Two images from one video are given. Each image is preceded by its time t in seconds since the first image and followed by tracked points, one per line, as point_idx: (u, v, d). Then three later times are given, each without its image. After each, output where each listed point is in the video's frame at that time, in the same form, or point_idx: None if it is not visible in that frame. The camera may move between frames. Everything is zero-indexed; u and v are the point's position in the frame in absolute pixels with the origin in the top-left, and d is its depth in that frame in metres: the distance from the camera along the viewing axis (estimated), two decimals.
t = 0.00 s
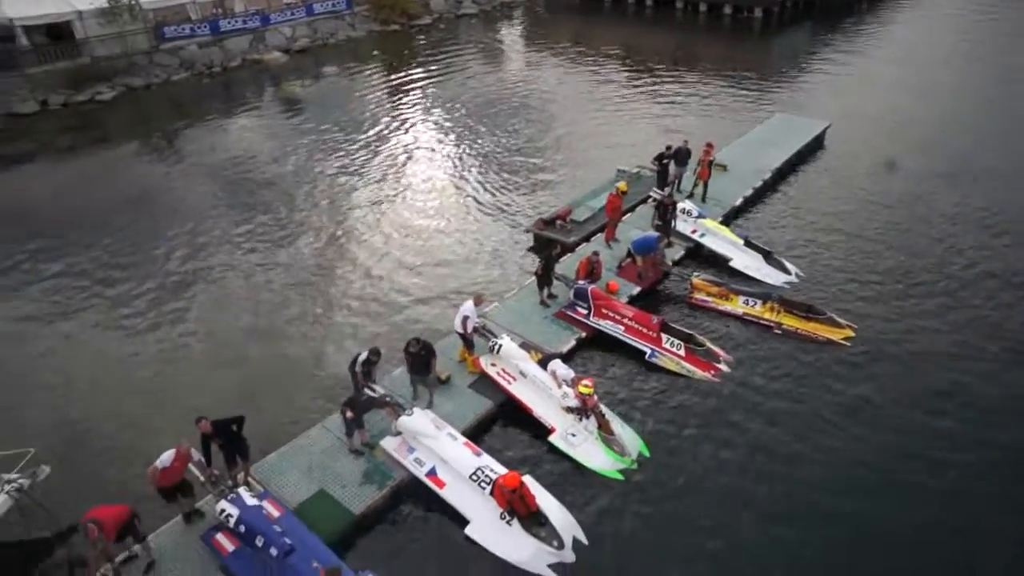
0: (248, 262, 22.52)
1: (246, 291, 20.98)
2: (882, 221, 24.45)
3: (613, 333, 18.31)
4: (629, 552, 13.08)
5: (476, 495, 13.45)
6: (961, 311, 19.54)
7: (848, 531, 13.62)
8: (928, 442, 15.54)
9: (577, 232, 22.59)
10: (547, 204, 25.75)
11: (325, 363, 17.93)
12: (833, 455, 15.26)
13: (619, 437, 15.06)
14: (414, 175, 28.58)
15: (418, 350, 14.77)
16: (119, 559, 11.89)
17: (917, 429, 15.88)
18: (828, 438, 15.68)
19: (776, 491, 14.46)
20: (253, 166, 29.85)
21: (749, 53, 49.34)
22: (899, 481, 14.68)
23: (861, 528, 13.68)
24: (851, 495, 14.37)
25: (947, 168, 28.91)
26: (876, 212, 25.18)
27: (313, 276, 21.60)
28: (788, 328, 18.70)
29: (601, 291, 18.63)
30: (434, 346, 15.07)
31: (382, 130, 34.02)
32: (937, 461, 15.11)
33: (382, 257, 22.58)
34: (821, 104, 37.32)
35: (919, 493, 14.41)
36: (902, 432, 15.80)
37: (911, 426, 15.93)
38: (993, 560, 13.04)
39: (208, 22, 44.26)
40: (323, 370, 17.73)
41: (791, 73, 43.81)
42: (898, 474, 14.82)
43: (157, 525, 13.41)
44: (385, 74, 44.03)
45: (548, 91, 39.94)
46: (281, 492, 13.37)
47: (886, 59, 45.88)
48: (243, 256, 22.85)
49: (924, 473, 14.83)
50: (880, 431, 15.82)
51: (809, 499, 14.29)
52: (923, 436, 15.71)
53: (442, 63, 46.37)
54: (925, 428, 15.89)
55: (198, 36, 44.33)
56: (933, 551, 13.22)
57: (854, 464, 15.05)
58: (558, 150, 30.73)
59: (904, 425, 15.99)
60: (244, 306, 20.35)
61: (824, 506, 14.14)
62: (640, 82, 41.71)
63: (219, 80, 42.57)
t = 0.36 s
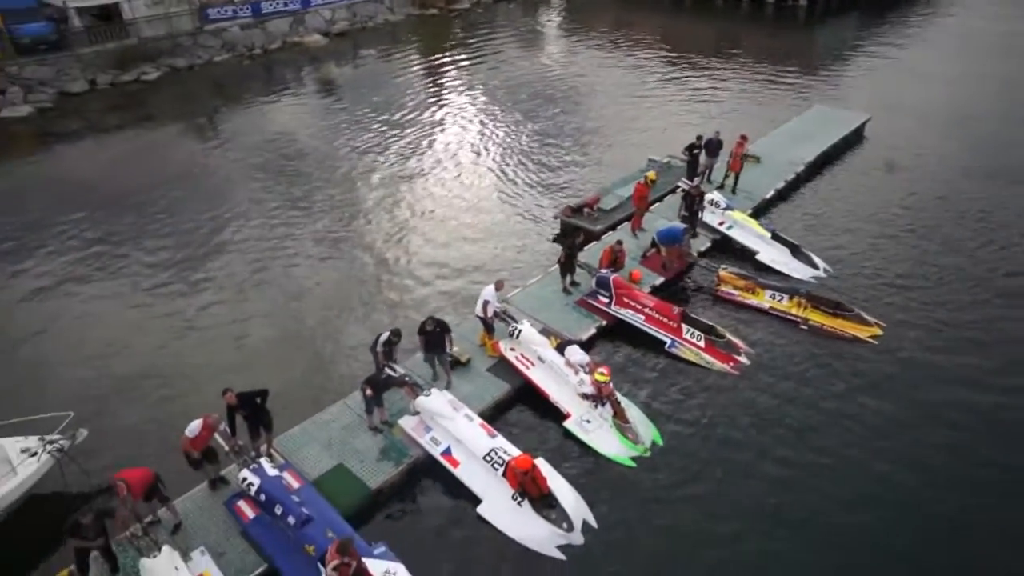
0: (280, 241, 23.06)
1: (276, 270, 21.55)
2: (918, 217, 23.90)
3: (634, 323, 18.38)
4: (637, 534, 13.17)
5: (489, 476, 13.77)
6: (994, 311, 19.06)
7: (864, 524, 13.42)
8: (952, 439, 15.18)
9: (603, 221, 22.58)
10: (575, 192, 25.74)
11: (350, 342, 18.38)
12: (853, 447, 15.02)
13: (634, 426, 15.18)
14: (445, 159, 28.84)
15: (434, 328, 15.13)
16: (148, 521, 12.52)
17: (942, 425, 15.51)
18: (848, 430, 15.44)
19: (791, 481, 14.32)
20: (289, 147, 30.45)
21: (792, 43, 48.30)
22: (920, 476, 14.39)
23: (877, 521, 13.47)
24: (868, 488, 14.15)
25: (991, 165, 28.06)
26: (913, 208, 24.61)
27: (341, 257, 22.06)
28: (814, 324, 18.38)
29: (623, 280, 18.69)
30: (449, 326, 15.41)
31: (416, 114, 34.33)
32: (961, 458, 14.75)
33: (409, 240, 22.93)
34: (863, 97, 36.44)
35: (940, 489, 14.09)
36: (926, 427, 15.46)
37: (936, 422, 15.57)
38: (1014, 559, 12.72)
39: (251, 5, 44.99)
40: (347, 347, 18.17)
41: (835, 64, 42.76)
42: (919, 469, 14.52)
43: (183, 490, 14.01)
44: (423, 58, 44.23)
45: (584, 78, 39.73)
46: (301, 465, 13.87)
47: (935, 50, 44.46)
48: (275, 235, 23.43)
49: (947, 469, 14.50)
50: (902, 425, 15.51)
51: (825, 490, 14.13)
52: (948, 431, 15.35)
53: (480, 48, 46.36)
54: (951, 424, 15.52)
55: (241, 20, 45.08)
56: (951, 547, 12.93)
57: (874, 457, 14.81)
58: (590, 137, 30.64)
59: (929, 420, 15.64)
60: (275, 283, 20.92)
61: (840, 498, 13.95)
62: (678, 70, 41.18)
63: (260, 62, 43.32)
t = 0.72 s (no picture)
0: (310, 220, 23.58)
1: (305, 248, 22.06)
2: (954, 216, 23.36)
3: (654, 313, 18.44)
4: (645, 522, 13.36)
5: (502, 457, 14.08)
6: None
7: (874, 524, 13.40)
8: (972, 442, 14.98)
9: (630, 211, 22.59)
10: (604, 179, 25.71)
11: (373, 321, 18.79)
12: (868, 447, 14.95)
13: (648, 414, 15.30)
14: (476, 144, 29.02)
15: (452, 309, 15.41)
16: (175, 486, 13.15)
17: (962, 428, 15.32)
18: (865, 429, 15.34)
19: (802, 479, 14.32)
20: (324, 129, 30.94)
21: (837, 33, 47.16)
22: (936, 479, 14.25)
23: (887, 523, 13.42)
24: (880, 488, 14.10)
25: None
26: (950, 205, 24.05)
27: (369, 238, 22.46)
28: (838, 321, 18.11)
29: (646, 270, 18.72)
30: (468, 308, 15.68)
31: (450, 98, 34.52)
32: (979, 463, 14.57)
33: (436, 223, 23.23)
34: (906, 91, 35.52)
35: (955, 493, 13.95)
36: (946, 429, 15.27)
37: (956, 425, 15.38)
38: None
39: None
40: (371, 327, 18.59)
41: (881, 55, 41.66)
42: (934, 471, 14.40)
43: (208, 456, 14.60)
44: (459, 43, 44.33)
45: (620, 65, 39.44)
46: (321, 439, 14.34)
47: (987, 43, 43.00)
48: (306, 214, 23.94)
49: (964, 475, 14.34)
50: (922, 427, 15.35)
51: (836, 488, 14.10)
52: (967, 435, 15.15)
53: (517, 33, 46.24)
54: (971, 428, 15.32)
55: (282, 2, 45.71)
56: (961, 551, 12.87)
57: (889, 458, 14.70)
58: (623, 125, 30.51)
59: (949, 423, 15.45)
60: (303, 262, 21.43)
61: (851, 497, 13.92)
62: (716, 59, 40.58)
63: (299, 44, 43.93)
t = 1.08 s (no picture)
0: (342, 201, 24.10)
1: (336, 228, 22.58)
2: (994, 215, 22.74)
3: (676, 304, 18.47)
4: (654, 509, 13.55)
5: (516, 440, 14.37)
6: None
7: (888, 522, 13.33)
8: (995, 444, 14.72)
9: (658, 202, 22.53)
10: (634, 169, 25.65)
11: (398, 302, 19.22)
12: (887, 445, 14.81)
13: (663, 404, 15.41)
14: (508, 130, 29.16)
15: (474, 293, 15.70)
16: (202, 453, 13.75)
17: (987, 429, 15.06)
18: (884, 427, 15.20)
19: (816, 474, 14.30)
20: (360, 112, 31.43)
21: (885, 23, 45.89)
22: (955, 479, 14.08)
23: (902, 521, 13.33)
24: (896, 486, 13.99)
25: None
26: (990, 204, 23.42)
27: (398, 220, 22.89)
28: (862, 318, 17.93)
29: (669, 261, 18.75)
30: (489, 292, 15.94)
31: (486, 84, 34.69)
32: (1001, 465, 14.33)
33: (465, 207, 23.54)
34: (955, 85, 34.48)
35: (974, 494, 13.77)
36: (969, 430, 15.04)
37: (980, 425, 15.12)
38: None
39: None
40: (396, 307, 19.02)
41: (931, 47, 40.45)
42: (953, 471, 14.22)
43: (235, 427, 15.21)
44: (498, 28, 44.38)
45: (658, 54, 39.07)
46: (342, 415, 14.82)
47: None
48: (339, 195, 24.48)
49: (985, 476, 14.12)
50: (944, 426, 15.15)
51: (850, 484, 14.05)
52: (992, 436, 14.90)
53: (557, 20, 46.10)
54: (996, 429, 15.05)
55: None
56: (971, 552, 12.75)
57: (907, 456, 14.55)
58: (657, 115, 30.35)
59: (972, 423, 15.20)
60: (333, 241, 21.96)
61: (865, 494, 13.86)
62: (758, 48, 39.89)
63: (341, 28, 44.51)
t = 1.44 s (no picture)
0: (373, 183, 24.50)
1: (366, 210, 23.00)
2: None
3: (696, 298, 18.46)
4: (663, 499, 13.71)
5: (529, 424, 14.60)
6: None
7: (900, 523, 13.28)
8: (1014, 451, 14.49)
9: (686, 194, 22.43)
10: (664, 160, 25.55)
11: (423, 284, 19.58)
12: (904, 446, 14.69)
13: (678, 396, 15.51)
14: (541, 117, 29.21)
15: (494, 278, 15.95)
16: (226, 423, 14.33)
17: (1008, 435, 14.82)
18: (903, 429, 15.05)
19: (830, 471, 14.26)
20: (395, 96, 31.78)
21: (938, 16, 44.46)
22: (972, 485, 13.93)
23: (911, 523, 13.27)
24: (911, 488, 13.90)
25: None
26: None
27: (426, 204, 23.22)
28: (886, 318, 17.73)
29: (692, 254, 18.73)
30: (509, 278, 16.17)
31: (521, 71, 34.76)
32: (1021, 473, 14.14)
33: (492, 193, 23.75)
34: (1005, 82, 33.39)
35: (988, 500, 13.63)
36: (988, 436, 14.82)
37: (1000, 432, 14.89)
38: None
39: None
40: (420, 289, 19.38)
41: (983, 42, 39.12)
42: (968, 476, 14.07)
43: (260, 399, 15.77)
44: (537, 15, 44.28)
45: (698, 44, 38.61)
46: (361, 393, 15.25)
47: None
48: (370, 177, 24.88)
49: (1002, 482, 13.93)
50: (963, 430, 14.95)
51: (864, 484, 13.99)
52: (1014, 442, 14.66)
53: (597, 7, 45.76)
54: (1018, 436, 14.81)
55: None
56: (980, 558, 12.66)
57: (924, 458, 14.42)
58: (692, 106, 30.10)
59: (993, 429, 14.98)
60: (362, 222, 22.37)
61: (879, 495, 13.79)
62: (801, 39, 39.08)
63: (381, 12, 44.90)
